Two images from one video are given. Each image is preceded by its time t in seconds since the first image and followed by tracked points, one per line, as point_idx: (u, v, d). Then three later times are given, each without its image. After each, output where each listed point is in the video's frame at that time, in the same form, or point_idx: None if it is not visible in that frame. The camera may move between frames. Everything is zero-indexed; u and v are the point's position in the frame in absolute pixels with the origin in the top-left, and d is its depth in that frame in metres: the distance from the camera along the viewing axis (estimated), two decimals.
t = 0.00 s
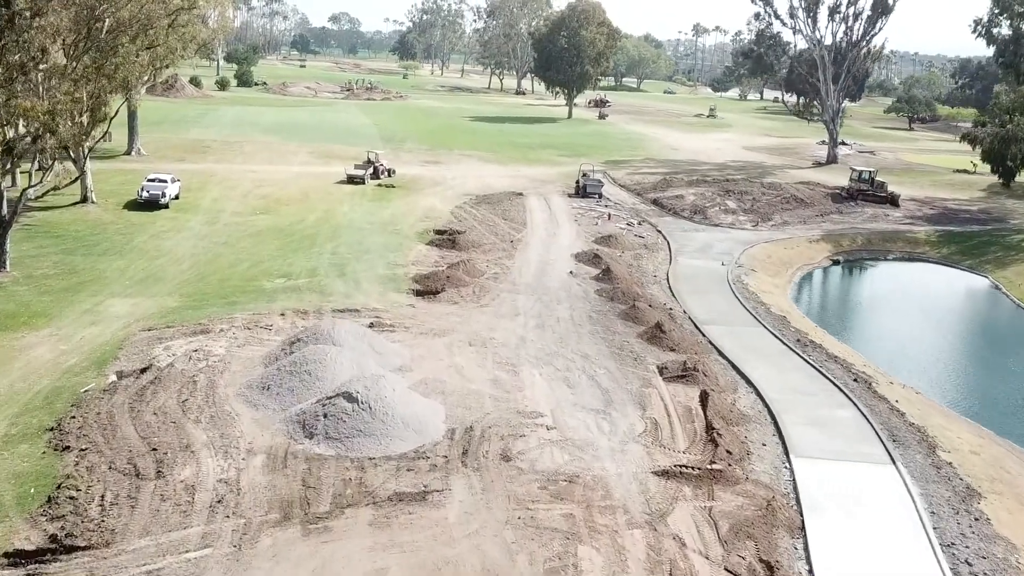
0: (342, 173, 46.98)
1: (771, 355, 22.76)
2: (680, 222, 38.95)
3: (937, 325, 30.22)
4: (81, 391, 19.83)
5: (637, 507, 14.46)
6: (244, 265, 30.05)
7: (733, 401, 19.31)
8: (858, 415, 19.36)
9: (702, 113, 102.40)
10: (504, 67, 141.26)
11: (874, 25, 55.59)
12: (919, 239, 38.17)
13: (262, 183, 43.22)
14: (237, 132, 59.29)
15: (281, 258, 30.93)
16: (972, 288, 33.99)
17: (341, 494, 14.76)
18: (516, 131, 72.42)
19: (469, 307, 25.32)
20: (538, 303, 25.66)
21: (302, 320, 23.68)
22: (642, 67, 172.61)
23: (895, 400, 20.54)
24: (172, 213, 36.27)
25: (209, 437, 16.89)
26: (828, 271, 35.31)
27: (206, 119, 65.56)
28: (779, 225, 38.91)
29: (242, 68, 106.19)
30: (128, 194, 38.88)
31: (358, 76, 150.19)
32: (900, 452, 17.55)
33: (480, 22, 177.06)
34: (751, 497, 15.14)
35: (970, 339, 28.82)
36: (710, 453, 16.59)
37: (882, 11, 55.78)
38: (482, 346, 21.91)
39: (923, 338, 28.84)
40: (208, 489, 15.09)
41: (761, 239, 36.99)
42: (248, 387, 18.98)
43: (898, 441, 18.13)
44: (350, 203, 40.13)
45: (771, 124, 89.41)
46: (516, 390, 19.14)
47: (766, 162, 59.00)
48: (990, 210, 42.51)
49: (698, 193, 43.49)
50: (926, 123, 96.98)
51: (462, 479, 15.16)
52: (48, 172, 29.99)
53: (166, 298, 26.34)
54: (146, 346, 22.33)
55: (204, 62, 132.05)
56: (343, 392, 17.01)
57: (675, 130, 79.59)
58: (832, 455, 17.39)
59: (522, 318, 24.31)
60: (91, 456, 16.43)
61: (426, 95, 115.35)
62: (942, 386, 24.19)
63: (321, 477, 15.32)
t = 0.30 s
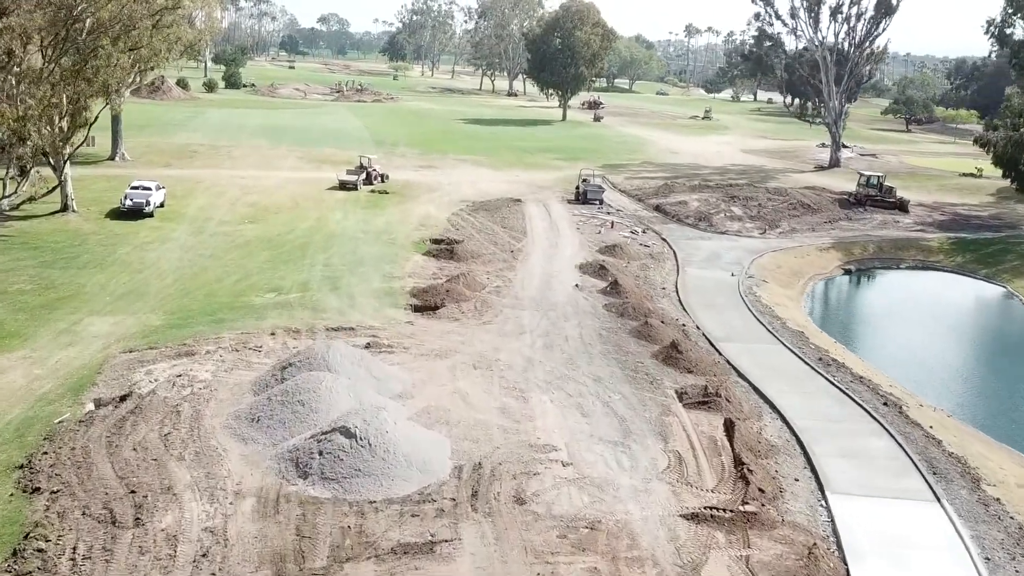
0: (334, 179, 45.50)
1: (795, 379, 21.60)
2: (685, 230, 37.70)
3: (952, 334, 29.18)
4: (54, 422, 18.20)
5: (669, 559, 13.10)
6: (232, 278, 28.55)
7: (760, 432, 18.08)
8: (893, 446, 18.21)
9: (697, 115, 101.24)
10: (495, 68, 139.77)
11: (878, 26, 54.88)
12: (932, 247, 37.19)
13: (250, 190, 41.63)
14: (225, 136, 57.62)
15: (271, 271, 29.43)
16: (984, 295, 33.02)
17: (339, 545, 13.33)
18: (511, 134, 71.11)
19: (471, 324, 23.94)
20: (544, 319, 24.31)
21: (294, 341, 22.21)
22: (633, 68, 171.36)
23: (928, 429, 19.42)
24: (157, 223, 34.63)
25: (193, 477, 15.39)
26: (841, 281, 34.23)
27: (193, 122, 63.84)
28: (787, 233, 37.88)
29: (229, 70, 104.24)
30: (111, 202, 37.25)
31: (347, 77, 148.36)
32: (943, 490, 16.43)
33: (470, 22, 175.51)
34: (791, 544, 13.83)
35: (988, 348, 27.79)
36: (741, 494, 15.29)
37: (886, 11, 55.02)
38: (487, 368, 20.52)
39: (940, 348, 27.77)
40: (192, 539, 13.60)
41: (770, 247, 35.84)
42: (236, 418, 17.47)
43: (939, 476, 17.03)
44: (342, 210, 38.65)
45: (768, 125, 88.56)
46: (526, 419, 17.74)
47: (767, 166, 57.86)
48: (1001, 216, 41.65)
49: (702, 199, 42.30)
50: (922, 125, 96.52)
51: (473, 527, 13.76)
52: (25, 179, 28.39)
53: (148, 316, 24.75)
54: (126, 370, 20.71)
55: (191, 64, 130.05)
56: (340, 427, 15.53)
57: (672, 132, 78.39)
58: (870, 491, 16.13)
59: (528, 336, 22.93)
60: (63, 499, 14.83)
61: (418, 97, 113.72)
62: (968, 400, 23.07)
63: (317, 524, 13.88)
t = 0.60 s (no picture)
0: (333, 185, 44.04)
1: (830, 405, 20.27)
2: (698, 239, 36.37)
3: (976, 346, 27.94)
4: (32, 455, 16.66)
5: None
6: (228, 292, 27.09)
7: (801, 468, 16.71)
8: (943, 480, 16.87)
9: (700, 117, 99.87)
10: (494, 69, 138.28)
11: (891, 26, 53.68)
12: (955, 256, 35.93)
13: (247, 197, 40.16)
14: (220, 140, 56.12)
15: (269, 284, 27.98)
16: (1011, 305, 31.73)
17: None
18: (513, 137, 69.74)
19: (482, 343, 22.52)
20: (559, 338, 22.91)
21: (294, 363, 20.77)
22: (633, 69, 169.85)
23: (977, 461, 18.11)
24: (149, 232, 33.10)
25: (184, 525, 13.91)
26: (863, 292, 32.94)
27: (187, 126, 62.31)
28: (804, 242, 36.67)
29: (225, 71, 102.61)
30: (102, 210, 35.77)
31: (344, 79, 146.85)
32: (1004, 532, 15.09)
33: (467, 23, 173.98)
34: None
35: (1021, 361, 26.49)
36: (788, 542, 13.89)
37: (900, 11, 53.82)
38: (501, 394, 19.08)
39: (969, 362, 26.49)
40: None
41: (788, 257, 34.54)
42: (232, 454, 16.00)
43: (997, 516, 15.70)
44: (342, 218, 37.21)
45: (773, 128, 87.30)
46: (548, 453, 16.33)
47: (776, 170, 56.52)
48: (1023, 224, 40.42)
49: (714, 205, 41.02)
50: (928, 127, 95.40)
51: None
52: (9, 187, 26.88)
53: (138, 335, 23.23)
54: (114, 396, 19.18)
55: (186, 65, 128.33)
56: (346, 468, 14.09)
57: (676, 135, 77.02)
58: (927, 534, 14.74)
59: (544, 357, 21.51)
60: (40, 549, 13.30)
61: (416, 99, 112.22)
62: (1009, 419, 21.73)
63: None
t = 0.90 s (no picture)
0: (334, 191, 42.65)
1: (871, 434, 18.90)
2: (714, 249, 35.03)
3: (1008, 361, 26.63)
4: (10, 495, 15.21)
5: None
6: (225, 307, 25.67)
7: (850, 509, 15.32)
8: (1004, 520, 15.48)
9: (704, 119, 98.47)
10: (495, 71, 136.87)
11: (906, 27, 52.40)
12: (981, 267, 34.58)
13: (245, 204, 38.74)
14: (218, 144, 54.71)
15: (269, 299, 26.57)
16: None
17: None
18: (517, 140, 68.35)
19: (496, 365, 21.12)
20: (578, 358, 21.52)
21: (296, 389, 19.36)
22: (634, 70, 168.35)
23: None
24: (143, 243, 31.67)
25: None
26: (890, 304, 31.59)
27: (184, 129, 60.89)
28: (824, 251, 35.38)
29: (223, 73, 101.22)
30: (95, 218, 34.34)
31: (343, 80, 145.37)
32: None
33: (467, 24, 172.57)
34: None
35: None
36: None
37: (916, 11, 52.52)
38: (520, 423, 17.68)
39: (1002, 378, 25.14)
40: None
41: (809, 267, 33.22)
42: (229, 497, 14.55)
43: None
44: (344, 227, 35.80)
45: (780, 130, 85.98)
46: (575, 494, 14.94)
47: (788, 175, 55.16)
48: None
49: (729, 212, 39.71)
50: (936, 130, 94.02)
51: None
52: None
53: (129, 356, 21.80)
54: (102, 426, 17.73)
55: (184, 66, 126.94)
56: (356, 517, 12.62)
57: (682, 138, 75.65)
58: None
59: (563, 380, 20.11)
60: None
61: (416, 100, 110.74)
62: None
63: None
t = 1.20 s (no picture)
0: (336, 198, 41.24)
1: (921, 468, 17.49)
2: (732, 260, 33.65)
3: None
4: None
5: None
6: (223, 325, 24.22)
7: (911, 560, 13.90)
8: None
9: (710, 121, 97.13)
10: (496, 72, 135.39)
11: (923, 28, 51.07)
12: (1011, 278, 33.21)
13: (243, 212, 37.28)
14: (215, 148, 53.26)
15: (269, 316, 25.11)
16: None
17: None
18: (521, 143, 66.91)
19: (513, 390, 19.67)
20: (601, 382, 20.08)
21: (299, 420, 17.89)
22: (636, 72, 166.84)
23: None
24: (136, 254, 30.20)
25: None
26: (919, 317, 30.21)
27: (181, 132, 59.40)
28: (846, 262, 34.00)
29: (220, 74, 99.74)
30: (86, 228, 32.87)
31: (343, 81, 143.88)
32: None
33: (467, 25, 170.99)
34: None
35: None
36: None
37: (933, 12, 51.20)
38: (543, 459, 16.25)
39: None
40: None
41: (833, 279, 31.82)
42: (226, 551, 13.03)
43: None
44: (347, 236, 34.38)
45: (788, 133, 84.60)
46: (609, 546, 13.48)
47: (801, 180, 53.78)
48: None
49: (746, 220, 38.33)
50: (945, 133, 92.63)
51: None
52: None
53: (120, 380, 20.33)
54: (87, 463, 16.23)
55: (182, 68, 125.60)
56: None
57: (689, 141, 74.30)
58: None
59: (587, 408, 18.66)
60: None
61: (417, 102, 109.21)
62: None
63: None
